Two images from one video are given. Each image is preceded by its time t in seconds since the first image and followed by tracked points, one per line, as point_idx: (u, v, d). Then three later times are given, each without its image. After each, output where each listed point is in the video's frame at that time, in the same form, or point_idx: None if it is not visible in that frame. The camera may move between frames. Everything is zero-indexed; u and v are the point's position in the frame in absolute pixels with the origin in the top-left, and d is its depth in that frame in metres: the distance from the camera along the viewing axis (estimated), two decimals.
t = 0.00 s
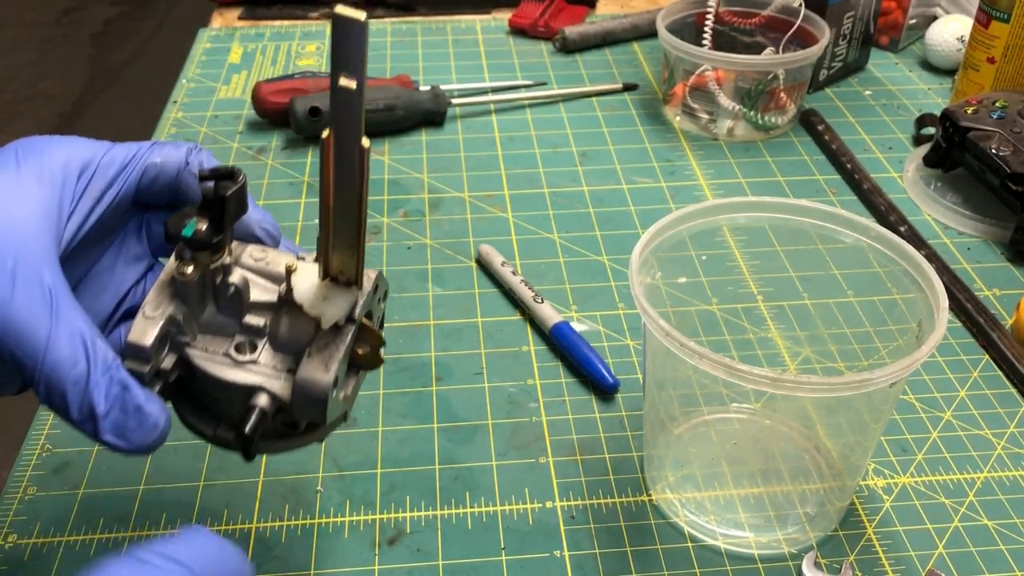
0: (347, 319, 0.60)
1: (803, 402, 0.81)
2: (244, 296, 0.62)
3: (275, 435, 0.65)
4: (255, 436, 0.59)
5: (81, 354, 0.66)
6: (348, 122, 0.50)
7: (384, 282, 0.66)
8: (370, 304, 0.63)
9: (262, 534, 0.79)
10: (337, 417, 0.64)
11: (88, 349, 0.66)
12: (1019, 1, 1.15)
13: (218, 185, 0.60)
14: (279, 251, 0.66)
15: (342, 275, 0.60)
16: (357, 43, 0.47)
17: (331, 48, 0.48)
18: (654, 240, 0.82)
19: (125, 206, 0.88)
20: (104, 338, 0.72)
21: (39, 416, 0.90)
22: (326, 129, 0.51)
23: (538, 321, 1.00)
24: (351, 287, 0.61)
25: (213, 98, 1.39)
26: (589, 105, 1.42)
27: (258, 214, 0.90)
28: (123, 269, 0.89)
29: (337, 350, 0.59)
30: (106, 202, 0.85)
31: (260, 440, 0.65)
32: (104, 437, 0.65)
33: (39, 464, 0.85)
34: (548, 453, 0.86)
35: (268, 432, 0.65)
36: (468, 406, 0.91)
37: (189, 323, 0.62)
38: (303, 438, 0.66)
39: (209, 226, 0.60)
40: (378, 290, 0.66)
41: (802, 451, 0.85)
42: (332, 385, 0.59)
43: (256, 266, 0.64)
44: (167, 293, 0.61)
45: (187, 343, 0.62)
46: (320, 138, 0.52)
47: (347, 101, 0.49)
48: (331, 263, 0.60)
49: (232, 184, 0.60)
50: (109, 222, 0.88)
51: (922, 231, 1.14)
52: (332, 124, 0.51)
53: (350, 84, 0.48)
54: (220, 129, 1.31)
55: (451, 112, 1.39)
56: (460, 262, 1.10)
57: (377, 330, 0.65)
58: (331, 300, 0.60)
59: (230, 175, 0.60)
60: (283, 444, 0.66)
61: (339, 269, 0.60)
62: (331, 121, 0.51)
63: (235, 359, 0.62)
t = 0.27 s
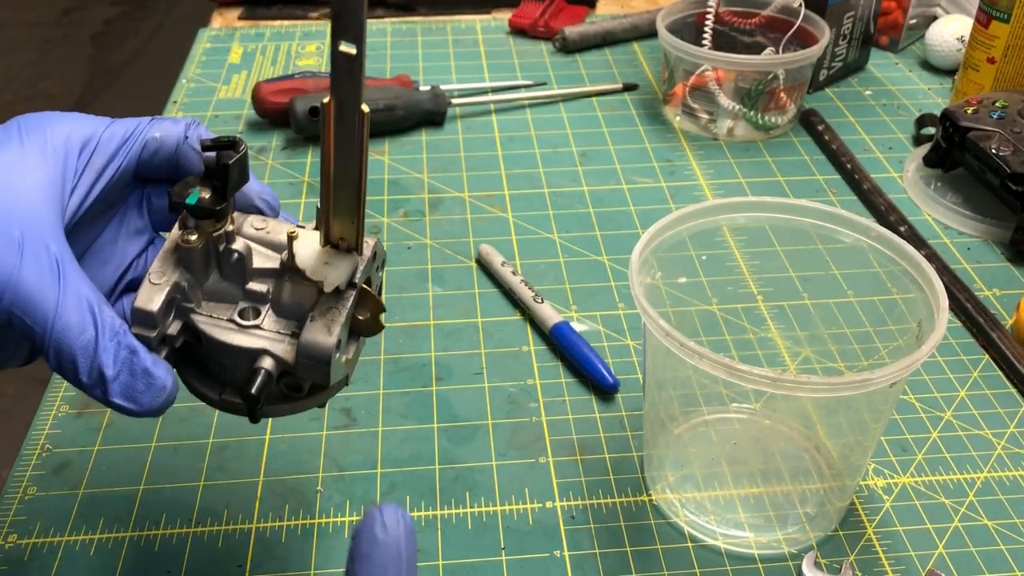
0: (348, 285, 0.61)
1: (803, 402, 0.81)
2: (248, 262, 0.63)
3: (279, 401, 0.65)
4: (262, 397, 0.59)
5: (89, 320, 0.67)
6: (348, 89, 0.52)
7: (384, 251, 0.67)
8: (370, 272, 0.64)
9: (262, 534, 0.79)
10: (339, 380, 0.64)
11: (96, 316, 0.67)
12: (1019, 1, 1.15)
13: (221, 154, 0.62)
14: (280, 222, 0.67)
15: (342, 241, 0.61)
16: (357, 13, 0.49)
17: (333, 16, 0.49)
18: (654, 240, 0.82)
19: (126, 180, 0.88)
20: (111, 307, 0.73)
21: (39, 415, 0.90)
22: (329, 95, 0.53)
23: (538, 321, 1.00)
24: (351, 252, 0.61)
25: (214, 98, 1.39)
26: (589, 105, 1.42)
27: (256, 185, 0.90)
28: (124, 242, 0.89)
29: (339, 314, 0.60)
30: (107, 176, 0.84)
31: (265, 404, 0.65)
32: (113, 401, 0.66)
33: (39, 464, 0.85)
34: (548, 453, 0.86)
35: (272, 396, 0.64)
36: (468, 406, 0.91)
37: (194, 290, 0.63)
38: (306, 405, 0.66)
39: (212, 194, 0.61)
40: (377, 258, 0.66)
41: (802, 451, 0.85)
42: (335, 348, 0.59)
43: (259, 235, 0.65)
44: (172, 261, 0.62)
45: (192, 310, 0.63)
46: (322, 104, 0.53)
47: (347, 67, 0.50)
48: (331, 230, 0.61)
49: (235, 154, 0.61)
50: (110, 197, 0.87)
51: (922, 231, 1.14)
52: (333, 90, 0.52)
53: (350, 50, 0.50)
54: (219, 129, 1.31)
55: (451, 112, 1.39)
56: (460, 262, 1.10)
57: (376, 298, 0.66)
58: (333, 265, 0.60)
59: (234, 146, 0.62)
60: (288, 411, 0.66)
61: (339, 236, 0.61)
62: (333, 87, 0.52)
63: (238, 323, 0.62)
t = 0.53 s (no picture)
0: (347, 300, 0.61)
1: (803, 402, 0.80)
2: (249, 278, 0.62)
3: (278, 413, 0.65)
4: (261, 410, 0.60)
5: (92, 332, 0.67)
6: (352, 107, 0.51)
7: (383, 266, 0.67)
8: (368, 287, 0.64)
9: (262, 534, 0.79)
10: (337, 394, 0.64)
11: (98, 329, 0.67)
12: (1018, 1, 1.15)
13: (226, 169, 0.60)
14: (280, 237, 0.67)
15: (343, 256, 0.61)
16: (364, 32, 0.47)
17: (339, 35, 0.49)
18: (654, 240, 0.82)
19: (131, 196, 0.88)
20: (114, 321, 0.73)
21: (39, 416, 0.90)
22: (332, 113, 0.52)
23: (538, 321, 1.00)
24: (351, 268, 0.61)
25: (213, 98, 1.39)
26: (589, 105, 1.42)
27: (259, 203, 0.91)
28: (127, 257, 0.88)
29: (338, 328, 0.60)
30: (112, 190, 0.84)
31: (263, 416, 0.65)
32: (114, 412, 0.66)
33: (39, 464, 0.85)
34: (548, 453, 0.86)
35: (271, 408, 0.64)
36: (468, 406, 0.91)
37: (195, 304, 0.63)
38: (304, 416, 0.66)
39: (216, 211, 0.60)
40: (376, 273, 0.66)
41: (802, 451, 0.85)
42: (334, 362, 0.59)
43: (260, 251, 0.64)
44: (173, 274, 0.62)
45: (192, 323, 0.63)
46: (326, 121, 0.53)
47: (352, 86, 0.50)
48: (331, 245, 0.60)
49: (238, 170, 0.59)
50: (114, 210, 0.87)
51: (922, 231, 1.14)
52: (337, 108, 0.52)
53: (355, 70, 0.49)
54: (219, 129, 1.31)
55: (451, 112, 1.39)
56: (460, 262, 1.10)
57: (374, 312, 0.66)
58: (332, 280, 0.60)
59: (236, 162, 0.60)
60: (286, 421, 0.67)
61: (340, 251, 0.60)
62: (337, 105, 0.52)
63: (239, 337, 0.62)
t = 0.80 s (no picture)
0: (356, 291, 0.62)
1: (802, 402, 0.80)
2: (261, 270, 0.63)
3: (286, 407, 0.65)
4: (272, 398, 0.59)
5: (107, 322, 0.67)
6: (367, 97, 0.53)
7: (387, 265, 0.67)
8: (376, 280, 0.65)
9: (262, 534, 0.79)
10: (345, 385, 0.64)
11: (114, 319, 0.67)
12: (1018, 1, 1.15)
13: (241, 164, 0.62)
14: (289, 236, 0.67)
15: (353, 248, 0.61)
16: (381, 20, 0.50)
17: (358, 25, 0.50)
18: (654, 240, 0.82)
19: (139, 200, 0.89)
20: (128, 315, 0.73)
21: (40, 416, 0.90)
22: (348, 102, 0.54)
23: (538, 321, 1.00)
24: (361, 260, 0.62)
25: (214, 98, 1.40)
26: (589, 105, 1.42)
27: (266, 203, 0.91)
28: (134, 260, 0.89)
29: (348, 317, 0.60)
30: (122, 192, 0.85)
31: (272, 409, 0.64)
32: (129, 399, 0.65)
33: (39, 464, 0.85)
34: (548, 453, 0.86)
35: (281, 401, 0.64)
36: (468, 406, 0.91)
37: (206, 296, 0.62)
38: (312, 411, 0.66)
39: (229, 204, 0.61)
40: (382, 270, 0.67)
41: (801, 450, 0.85)
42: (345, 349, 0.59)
43: (269, 248, 0.64)
44: (186, 266, 0.62)
45: (203, 314, 0.62)
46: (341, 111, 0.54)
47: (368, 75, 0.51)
48: (341, 238, 0.61)
49: (252, 163, 0.61)
50: (123, 213, 0.87)
51: (922, 231, 1.14)
52: (353, 97, 0.53)
53: (372, 58, 0.51)
54: (220, 129, 1.31)
55: (451, 112, 1.39)
56: (460, 262, 1.10)
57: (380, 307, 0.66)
58: (342, 270, 0.61)
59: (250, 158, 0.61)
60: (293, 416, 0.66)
61: (350, 244, 0.61)
62: (353, 94, 0.53)
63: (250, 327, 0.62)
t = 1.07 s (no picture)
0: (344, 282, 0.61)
1: (802, 402, 0.80)
2: (247, 259, 0.63)
3: (273, 400, 0.65)
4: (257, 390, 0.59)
5: (88, 311, 0.67)
6: (352, 81, 0.52)
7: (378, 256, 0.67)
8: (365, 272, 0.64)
9: (262, 534, 0.79)
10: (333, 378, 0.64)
11: (96, 308, 0.67)
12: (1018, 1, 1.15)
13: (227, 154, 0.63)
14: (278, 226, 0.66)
15: (340, 238, 0.61)
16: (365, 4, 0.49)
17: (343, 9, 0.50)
18: (654, 240, 0.82)
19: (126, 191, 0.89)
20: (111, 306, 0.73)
21: (40, 416, 0.90)
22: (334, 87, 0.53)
23: (538, 321, 1.00)
24: (349, 251, 0.62)
25: (214, 98, 1.40)
26: (589, 105, 1.42)
27: (254, 194, 0.92)
28: (122, 253, 0.89)
29: (335, 308, 0.60)
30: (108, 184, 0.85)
31: (259, 401, 0.64)
32: (111, 390, 0.65)
33: (39, 464, 0.85)
34: (548, 453, 0.86)
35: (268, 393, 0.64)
36: (468, 406, 0.91)
37: (192, 287, 0.63)
38: (300, 404, 0.65)
39: (214, 192, 0.62)
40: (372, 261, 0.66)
41: (801, 450, 0.85)
42: (331, 341, 0.59)
43: (256, 238, 0.64)
44: (171, 256, 0.62)
45: (189, 306, 0.62)
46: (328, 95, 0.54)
47: (352, 59, 0.51)
48: (329, 227, 0.61)
49: (237, 151, 0.63)
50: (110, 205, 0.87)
51: (922, 231, 1.14)
52: (338, 82, 0.52)
53: (357, 41, 0.50)
54: (220, 130, 1.31)
55: (451, 112, 1.39)
56: (460, 262, 1.10)
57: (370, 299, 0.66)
58: (329, 260, 0.60)
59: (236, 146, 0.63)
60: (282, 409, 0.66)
61: (338, 233, 0.61)
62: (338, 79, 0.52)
63: (236, 319, 0.62)
